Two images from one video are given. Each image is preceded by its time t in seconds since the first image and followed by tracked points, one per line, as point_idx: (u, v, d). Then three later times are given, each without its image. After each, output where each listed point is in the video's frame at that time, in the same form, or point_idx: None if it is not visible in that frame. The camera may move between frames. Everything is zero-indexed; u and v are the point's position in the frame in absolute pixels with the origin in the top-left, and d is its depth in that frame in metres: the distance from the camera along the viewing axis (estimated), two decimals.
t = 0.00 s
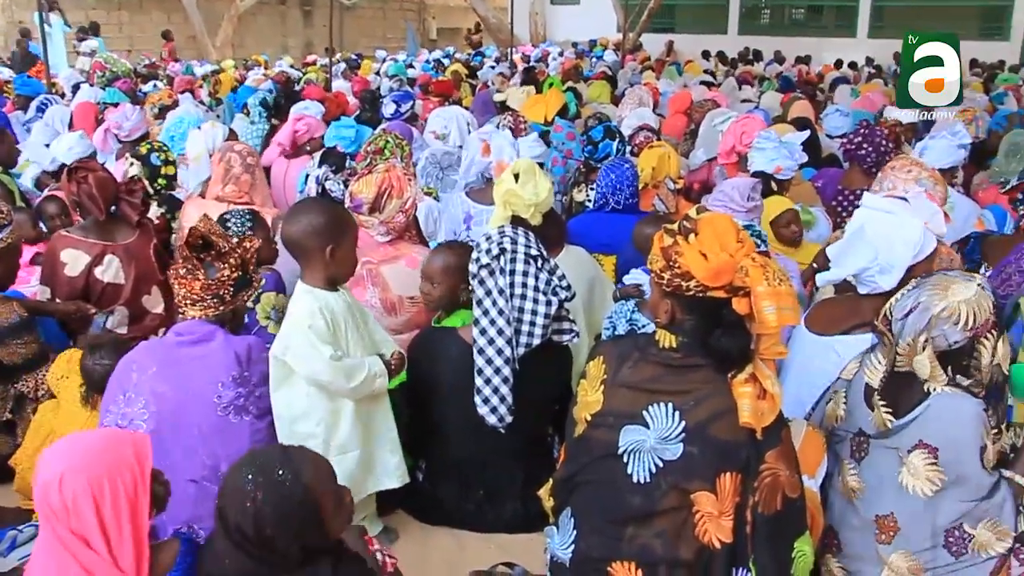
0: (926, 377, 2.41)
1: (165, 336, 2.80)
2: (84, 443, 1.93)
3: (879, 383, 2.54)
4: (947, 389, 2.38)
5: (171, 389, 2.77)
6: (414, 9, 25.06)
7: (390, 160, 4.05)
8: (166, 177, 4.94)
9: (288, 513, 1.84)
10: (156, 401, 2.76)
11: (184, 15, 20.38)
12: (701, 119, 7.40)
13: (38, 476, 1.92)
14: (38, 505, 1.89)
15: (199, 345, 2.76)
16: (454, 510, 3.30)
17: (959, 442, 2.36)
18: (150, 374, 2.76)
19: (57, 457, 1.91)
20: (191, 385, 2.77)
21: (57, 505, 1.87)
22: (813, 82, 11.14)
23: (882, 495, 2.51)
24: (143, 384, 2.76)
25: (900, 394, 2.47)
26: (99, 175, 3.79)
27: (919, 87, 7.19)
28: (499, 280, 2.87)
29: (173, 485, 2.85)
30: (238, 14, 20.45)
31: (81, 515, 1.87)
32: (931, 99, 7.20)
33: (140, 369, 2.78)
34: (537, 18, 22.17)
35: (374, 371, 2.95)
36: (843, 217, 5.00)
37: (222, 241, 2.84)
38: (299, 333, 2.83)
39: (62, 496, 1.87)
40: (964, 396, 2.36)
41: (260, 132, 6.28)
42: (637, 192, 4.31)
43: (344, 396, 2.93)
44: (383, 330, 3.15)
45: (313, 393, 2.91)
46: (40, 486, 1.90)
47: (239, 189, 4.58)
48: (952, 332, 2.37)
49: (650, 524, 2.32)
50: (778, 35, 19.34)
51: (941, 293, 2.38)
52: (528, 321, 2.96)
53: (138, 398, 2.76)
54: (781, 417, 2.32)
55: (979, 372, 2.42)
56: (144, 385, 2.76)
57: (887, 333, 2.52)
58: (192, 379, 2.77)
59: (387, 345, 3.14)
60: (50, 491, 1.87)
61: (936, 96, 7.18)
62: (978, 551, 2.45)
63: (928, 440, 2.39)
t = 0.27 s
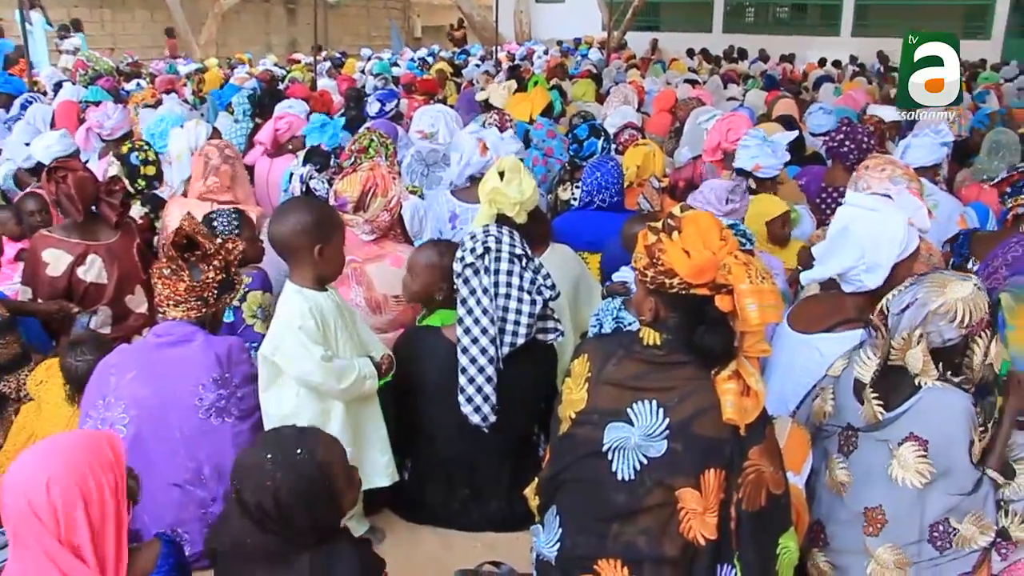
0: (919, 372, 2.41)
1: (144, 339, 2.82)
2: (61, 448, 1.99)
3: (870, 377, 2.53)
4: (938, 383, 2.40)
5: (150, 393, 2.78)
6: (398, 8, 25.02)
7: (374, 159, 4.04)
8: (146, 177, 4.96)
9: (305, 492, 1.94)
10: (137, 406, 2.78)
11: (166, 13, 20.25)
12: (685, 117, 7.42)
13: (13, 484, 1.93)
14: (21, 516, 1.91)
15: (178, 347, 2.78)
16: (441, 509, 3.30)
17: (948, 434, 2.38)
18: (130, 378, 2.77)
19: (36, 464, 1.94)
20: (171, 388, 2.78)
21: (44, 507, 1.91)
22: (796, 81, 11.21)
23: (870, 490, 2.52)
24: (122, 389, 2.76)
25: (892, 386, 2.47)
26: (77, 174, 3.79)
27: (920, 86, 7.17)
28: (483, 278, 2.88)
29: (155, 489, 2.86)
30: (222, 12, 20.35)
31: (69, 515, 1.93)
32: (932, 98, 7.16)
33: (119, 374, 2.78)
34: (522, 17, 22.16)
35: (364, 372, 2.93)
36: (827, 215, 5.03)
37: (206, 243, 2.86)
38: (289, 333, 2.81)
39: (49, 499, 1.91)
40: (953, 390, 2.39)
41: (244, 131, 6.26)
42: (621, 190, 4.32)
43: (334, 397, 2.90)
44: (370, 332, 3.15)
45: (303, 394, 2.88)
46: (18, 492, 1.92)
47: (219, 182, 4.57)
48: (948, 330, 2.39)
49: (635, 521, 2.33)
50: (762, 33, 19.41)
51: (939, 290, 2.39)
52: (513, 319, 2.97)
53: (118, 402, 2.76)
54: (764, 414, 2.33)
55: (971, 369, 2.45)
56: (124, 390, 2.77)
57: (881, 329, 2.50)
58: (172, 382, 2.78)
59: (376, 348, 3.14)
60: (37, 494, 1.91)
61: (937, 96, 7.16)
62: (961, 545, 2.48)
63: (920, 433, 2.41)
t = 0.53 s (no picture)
0: (903, 367, 2.43)
1: (123, 341, 2.79)
2: (59, 447, 1.98)
3: (855, 374, 2.54)
4: (923, 379, 2.42)
5: (129, 397, 2.73)
6: (382, 6, 24.98)
7: (358, 157, 4.03)
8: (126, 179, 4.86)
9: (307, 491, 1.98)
10: (115, 410, 2.73)
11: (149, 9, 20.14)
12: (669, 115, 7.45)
13: (17, 489, 1.88)
14: (43, 513, 1.88)
15: (156, 349, 2.75)
16: (426, 508, 3.29)
17: (931, 432, 2.40)
18: (107, 383, 2.72)
19: (45, 463, 1.93)
20: (150, 391, 2.74)
21: (68, 500, 1.92)
22: (779, 79, 11.29)
23: (854, 485, 2.53)
24: (100, 393, 2.72)
25: (876, 380, 2.48)
26: (56, 175, 3.76)
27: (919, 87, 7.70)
28: (473, 279, 2.88)
29: (136, 494, 2.81)
30: (205, 10, 20.24)
31: (91, 505, 1.97)
32: (930, 100, 7.71)
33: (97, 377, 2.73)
34: (506, 15, 22.18)
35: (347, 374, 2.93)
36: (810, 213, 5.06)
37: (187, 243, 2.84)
38: (272, 332, 2.80)
39: (72, 491, 1.93)
40: (937, 385, 2.42)
41: (227, 130, 6.23)
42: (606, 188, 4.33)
43: (316, 398, 2.88)
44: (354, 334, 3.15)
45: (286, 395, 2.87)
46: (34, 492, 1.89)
47: (202, 177, 4.54)
48: (937, 327, 2.38)
49: (620, 519, 2.32)
50: (746, 31, 19.51)
51: (930, 289, 2.38)
52: (502, 319, 2.97)
53: (96, 407, 2.72)
54: (747, 411, 2.34)
55: (956, 366, 2.44)
56: (102, 394, 2.72)
57: (870, 325, 2.51)
58: (150, 385, 2.74)
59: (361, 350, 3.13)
60: (61, 488, 1.92)
61: (936, 96, 7.74)
62: (943, 538, 2.48)
63: (904, 428, 2.43)
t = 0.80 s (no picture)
0: (887, 366, 2.45)
1: (101, 345, 2.74)
2: (42, 450, 1.95)
3: (836, 373, 2.54)
4: (906, 377, 2.44)
5: (109, 402, 2.69)
6: (367, 5, 24.90)
7: (343, 155, 4.02)
8: (107, 180, 4.73)
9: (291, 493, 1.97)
10: (95, 416, 2.68)
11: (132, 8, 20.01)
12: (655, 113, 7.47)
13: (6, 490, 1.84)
14: (35, 513, 1.85)
15: (136, 352, 2.71)
16: (412, 507, 3.29)
17: (913, 430, 2.42)
18: (87, 388, 2.68)
19: (33, 463, 1.90)
20: (130, 396, 2.70)
21: (60, 500, 1.89)
22: (764, 76, 11.32)
23: (838, 482, 2.55)
24: (79, 399, 2.68)
25: (859, 380, 2.49)
26: (40, 173, 3.78)
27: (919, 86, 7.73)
28: (461, 279, 2.87)
29: (119, 500, 2.76)
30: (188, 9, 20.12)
31: (82, 505, 1.94)
32: (930, 100, 7.75)
33: (75, 383, 2.69)
34: (491, 14, 22.14)
35: (328, 376, 2.93)
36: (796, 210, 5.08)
37: (167, 246, 2.82)
38: (251, 330, 2.80)
39: (62, 491, 1.90)
40: (920, 384, 2.44)
41: (212, 129, 6.21)
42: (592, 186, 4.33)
43: (296, 398, 2.89)
44: (338, 334, 3.14)
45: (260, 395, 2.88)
46: (25, 493, 1.85)
47: (187, 176, 4.52)
48: (926, 325, 2.41)
49: (605, 517, 2.33)
50: (731, 29, 19.54)
51: (917, 286, 2.42)
52: (490, 319, 2.98)
53: (75, 414, 2.68)
54: (733, 410, 2.35)
55: (941, 364, 2.45)
56: (82, 400, 2.68)
57: (856, 324, 2.52)
58: (130, 389, 2.69)
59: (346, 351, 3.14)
60: (52, 488, 1.88)
61: (934, 95, 7.76)
62: (927, 534, 2.50)
63: (887, 426, 2.44)
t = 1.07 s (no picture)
0: (871, 365, 2.47)
1: (82, 349, 2.72)
2: (30, 450, 1.88)
3: (820, 370, 2.56)
4: (889, 376, 2.46)
5: (90, 407, 2.68)
6: (352, 4, 24.85)
7: (328, 155, 4.01)
8: (90, 182, 4.70)
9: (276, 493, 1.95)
10: (76, 421, 2.67)
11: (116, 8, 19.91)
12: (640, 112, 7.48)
13: None
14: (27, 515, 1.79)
15: (118, 356, 2.70)
16: (399, 507, 3.28)
17: (896, 428, 2.44)
18: (68, 394, 2.67)
19: (22, 464, 1.83)
20: (112, 400, 2.69)
21: (51, 500, 1.83)
22: (749, 75, 11.35)
23: (823, 480, 2.56)
24: (60, 404, 2.67)
25: (843, 378, 2.50)
26: (22, 172, 3.71)
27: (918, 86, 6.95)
28: (447, 278, 2.88)
29: (101, 507, 2.75)
30: (173, 8, 20.03)
31: (73, 505, 1.88)
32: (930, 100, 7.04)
33: (56, 388, 2.68)
34: (477, 13, 22.13)
35: (312, 375, 2.92)
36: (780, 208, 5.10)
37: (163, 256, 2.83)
38: (235, 330, 2.79)
39: (54, 491, 1.84)
40: (904, 383, 2.45)
41: (196, 129, 6.20)
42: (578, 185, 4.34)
43: (282, 399, 2.88)
44: (322, 332, 3.13)
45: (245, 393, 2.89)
46: (15, 494, 1.79)
47: (172, 175, 4.51)
48: (910, 323, 2.44)
49: (592, 515, 2.33)
50: (716, 28, 19.59)
51: (902, 285, 2.44)
52: (475, 318, 2.97)
53: (56, 420, 2.66)
54: (718, 407, 2.36)
55: (925, 362, 2.48)
56: (63, 405, 2.67)
57: (841, 322, 2.55)
58: (112, 394, 2.68)
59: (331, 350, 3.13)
60: (44, 489, 1.82)
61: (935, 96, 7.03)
62: (910, 531, 2.52)
63: (868, 425, 2.46)
